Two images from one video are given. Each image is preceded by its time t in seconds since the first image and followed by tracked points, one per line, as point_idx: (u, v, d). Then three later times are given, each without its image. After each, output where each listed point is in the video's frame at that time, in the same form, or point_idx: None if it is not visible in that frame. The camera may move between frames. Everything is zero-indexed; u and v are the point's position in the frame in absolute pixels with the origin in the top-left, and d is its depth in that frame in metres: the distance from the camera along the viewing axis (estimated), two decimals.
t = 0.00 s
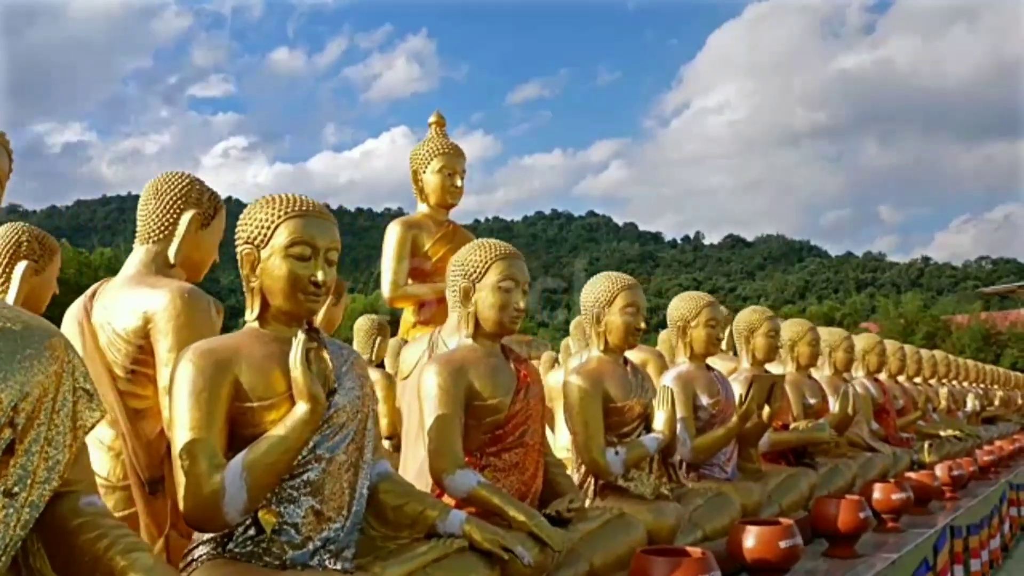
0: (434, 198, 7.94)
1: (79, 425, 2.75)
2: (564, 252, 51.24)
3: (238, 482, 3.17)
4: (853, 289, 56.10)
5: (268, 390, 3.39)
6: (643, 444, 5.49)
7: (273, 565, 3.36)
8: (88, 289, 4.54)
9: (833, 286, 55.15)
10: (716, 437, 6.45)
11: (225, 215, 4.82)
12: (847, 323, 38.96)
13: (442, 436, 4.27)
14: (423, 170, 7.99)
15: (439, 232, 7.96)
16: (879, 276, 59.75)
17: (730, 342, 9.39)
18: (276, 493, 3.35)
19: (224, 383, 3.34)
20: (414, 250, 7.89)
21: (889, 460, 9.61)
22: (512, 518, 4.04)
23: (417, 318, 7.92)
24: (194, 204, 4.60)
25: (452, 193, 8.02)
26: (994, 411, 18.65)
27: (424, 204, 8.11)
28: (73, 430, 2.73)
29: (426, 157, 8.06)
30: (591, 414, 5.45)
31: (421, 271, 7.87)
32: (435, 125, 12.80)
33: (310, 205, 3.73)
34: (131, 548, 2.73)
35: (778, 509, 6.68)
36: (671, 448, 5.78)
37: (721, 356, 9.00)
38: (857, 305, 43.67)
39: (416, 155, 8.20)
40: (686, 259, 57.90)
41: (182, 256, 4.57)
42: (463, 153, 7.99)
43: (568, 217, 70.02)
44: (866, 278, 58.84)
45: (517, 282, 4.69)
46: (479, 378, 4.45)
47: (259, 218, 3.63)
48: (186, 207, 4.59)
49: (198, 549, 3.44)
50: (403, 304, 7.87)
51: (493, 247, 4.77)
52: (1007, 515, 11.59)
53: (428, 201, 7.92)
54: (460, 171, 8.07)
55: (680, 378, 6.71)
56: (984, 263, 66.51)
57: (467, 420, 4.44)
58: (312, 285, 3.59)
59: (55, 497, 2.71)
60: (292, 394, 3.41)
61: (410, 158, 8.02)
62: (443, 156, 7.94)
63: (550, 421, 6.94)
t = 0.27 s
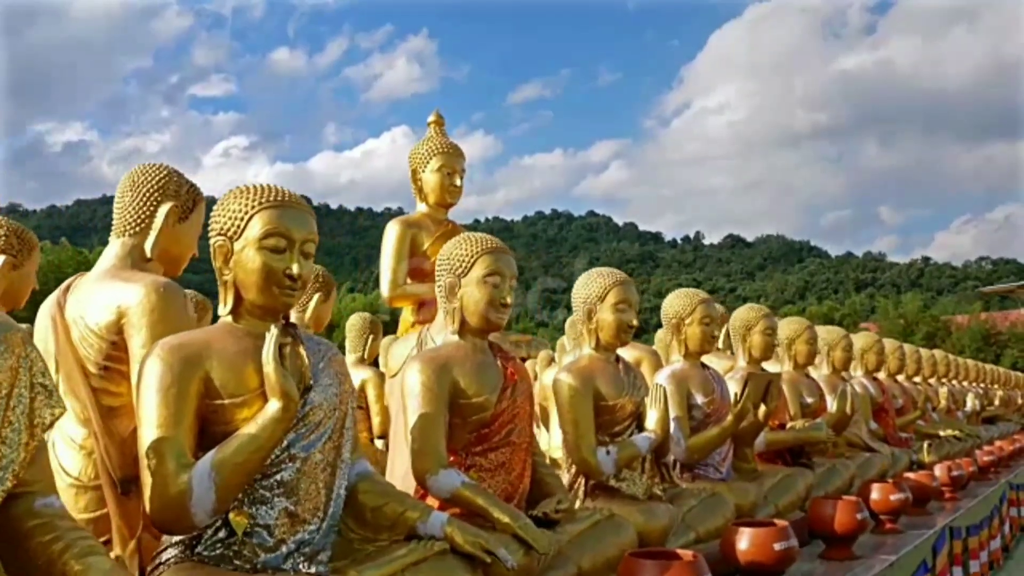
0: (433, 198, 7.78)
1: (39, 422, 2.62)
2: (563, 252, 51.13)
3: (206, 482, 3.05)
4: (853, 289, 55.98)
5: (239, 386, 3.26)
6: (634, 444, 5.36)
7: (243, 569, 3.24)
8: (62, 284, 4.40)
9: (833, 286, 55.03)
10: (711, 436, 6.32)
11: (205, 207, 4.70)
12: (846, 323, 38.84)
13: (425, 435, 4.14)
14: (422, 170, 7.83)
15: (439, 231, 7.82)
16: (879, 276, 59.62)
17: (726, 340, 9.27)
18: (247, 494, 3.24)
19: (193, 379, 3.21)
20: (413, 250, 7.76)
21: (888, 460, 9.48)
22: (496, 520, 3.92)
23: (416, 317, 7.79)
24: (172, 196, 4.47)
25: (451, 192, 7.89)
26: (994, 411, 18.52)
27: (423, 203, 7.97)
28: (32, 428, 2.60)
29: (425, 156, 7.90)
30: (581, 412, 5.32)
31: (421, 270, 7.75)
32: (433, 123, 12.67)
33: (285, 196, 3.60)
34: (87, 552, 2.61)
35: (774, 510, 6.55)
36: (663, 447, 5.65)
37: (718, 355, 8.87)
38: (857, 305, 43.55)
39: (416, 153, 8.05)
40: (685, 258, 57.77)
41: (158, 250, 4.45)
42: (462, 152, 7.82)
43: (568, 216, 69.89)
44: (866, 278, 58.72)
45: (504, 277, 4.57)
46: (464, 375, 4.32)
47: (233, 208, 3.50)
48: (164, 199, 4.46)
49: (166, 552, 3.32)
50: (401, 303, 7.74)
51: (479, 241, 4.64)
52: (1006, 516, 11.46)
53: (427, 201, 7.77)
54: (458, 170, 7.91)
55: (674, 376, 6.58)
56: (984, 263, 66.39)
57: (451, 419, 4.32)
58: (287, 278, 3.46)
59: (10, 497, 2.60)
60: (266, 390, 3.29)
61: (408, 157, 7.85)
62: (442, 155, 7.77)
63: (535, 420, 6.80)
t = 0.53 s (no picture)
0: (432, 196, 7.70)
1: None
2: (563, 251, 50.99)
3: (175, 490, 2.92)
4: (853, 288, 55.84)
5: (212, 389, 3.12)
6: (628, 447, 5.22)
7: None
8: (36, 283, 4.25)
9: (833, 285, 54.90)
10: (707, 439, 6.19)
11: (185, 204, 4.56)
12: (846, 322, 38.70)
13: (411, 440, 4.01)
14: (420, 169, 7.74)
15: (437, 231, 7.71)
16: (880, 275, 59.49)
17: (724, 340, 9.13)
18: (219, 502, 3.10)
19: (164, 381, 3.08)
20: (411, 250, 7.63)
21: (888, 461, 9.35)
22: (483, 528, 3.79)
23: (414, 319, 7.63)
24: (150, 192, 4.34)
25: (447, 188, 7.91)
26: (994, 411, 18.39)
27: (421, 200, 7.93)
28: None
29: (424, 154, 7.80)
30: (574, 414, 5.19)
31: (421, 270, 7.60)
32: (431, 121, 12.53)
33: (263, 190, 3.46)
34: (40, 567, 2.52)
35: (773, 513, 6.41)
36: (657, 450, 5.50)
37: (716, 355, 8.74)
38: (857, 305, 43.41)
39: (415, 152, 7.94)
40: (685, 258, 57.62)
41: (134, 248, 4.31)
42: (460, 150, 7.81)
43: (567, 216, 69.76)
44: (867, 277, 58.58)
45: (493, 276, 4.43)
46: (451, 376, 4.18)
47: (207, 204, 3.37)
48: (142, 196, 4.32)
49: (136, 561, 3.19)
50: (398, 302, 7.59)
51: (467, 238, 4.50)
52: (1008, 517, 11.32)
53: (427, 200, 7.69)
54: (458, 169, 7.84)
55: (670, 377, 6.44)
56: (984, 262, 66.26)
57: (438, 422, 4.18)
58: (264, 277, 3.32)
59: None
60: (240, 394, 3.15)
61: (407, 155, 7.75)
62: (440, 152, 7.72)
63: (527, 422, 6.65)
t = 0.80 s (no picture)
0: (432, 195, 8.18)
1: None
2: (562, 250, 50.85)
3: (133, 500, 2.79)
4: (852, 288, 55.69)
5: (176, 394, 2.97)
6: (619, 451, 5.07)
7: None
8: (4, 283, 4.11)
9: (833, 285, 54.77)
10: (702, 442, 6.04)
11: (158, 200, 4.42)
12: (846, 322, 38.56)
13: (391, 445, 3.86)
14: (420, 168, 8.26)
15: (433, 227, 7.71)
16: (879, 275, 59.34)
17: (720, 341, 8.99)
18: (183, 512, 2.96)
19: (124, 386, 2.92)
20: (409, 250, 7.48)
21: (887, 464, 9.20)
22: (464, 538, 3.64)
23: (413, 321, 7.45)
24: (121, 188, 4.19)
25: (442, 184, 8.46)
26: (995, 412, 18.24)
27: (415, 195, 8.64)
28: None
29: (424, 154, 8.34)
30: (564, 417, 5.03)
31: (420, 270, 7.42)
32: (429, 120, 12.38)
33: (232, 185, 3.32)
34: None
35: (769, 519, 6.26)
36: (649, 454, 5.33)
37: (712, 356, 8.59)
38: (857, 304, 43.25)
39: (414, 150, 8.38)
40: (684, 257, 57.48)
41: (106, 246, 4.16)
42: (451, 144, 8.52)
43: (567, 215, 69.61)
44: (867, 277, 58.44)
45: (478, 274, 4.27)
46: (433, 379, 4.03)
47: (173, 199, 3.22)
48: (113, 192, 4.18)
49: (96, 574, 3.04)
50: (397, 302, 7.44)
51: (451, 235, 4.35)
52: (1009, 520, 11.17)
53: (426, 198, 8.18)
54: (457, 168, 8.36)
55: (664, 379, 6.29)
56: (984, 262, 66.10)
57: (420, 426, 4.03)
58: (232, 276, 3.17)
59: None
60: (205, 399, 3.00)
61: (408, 155, 8.27)
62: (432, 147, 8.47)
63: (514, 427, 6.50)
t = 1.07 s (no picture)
0: (431, 195, 8.40)
1: None
2: (561, 251, 50.75)
3: (98, 506, 2.68)
4: (852, 289, 55.57)
5: (145, 395, 2.86)
6: (612, 454, 4.95)
7: None
8: None
9: (832, 286, 54.67)
10: (697, 444, 5.92)
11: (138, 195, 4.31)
12: (845, 322, 38.45)
13: (374, 448, 3.74)
14: (419, 169, 8.51)
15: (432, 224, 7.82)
16: (879, 275, 59.23)
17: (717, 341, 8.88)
18: (152, 518, 2.85)
19: (91, 387, 2.81)
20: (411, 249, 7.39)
21: (886, 466, 9.09)
22: (448, 543, 3.52)
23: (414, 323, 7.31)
24: (98, 183, 4.09)
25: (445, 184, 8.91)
26: (994, 413, 18.12)
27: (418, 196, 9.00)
28: None
29: (422, 155, 8.57)
30: (554, 419, 4.92)
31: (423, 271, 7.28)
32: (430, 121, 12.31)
33: (207, 179, 3.21)
34: None
35: (766, 522, 6.14)
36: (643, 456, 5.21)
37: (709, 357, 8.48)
38: (856, 305, 43.15)
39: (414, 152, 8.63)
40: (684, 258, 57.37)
41: (82, 243, 4.02)
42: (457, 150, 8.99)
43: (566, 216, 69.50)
44: (866, 277, 58.33)
45: (464, 273, 4.16)
46: (417, 380, 3.93)
47: (144, 193, 3.12)
48: (90, 188, 4.07)
49: None
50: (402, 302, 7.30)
51: (437, 233, 4.23)
52: (1009, 522, 11.05)
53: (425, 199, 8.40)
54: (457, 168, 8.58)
55: (659, 380, 6.17)
56: (984, 263, 66.00)
57: (404, 428, 3.92)
58: (205, 273, 3.07)
59: None
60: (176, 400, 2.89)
61: (407, 156, 8.51)
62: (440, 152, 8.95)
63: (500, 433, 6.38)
